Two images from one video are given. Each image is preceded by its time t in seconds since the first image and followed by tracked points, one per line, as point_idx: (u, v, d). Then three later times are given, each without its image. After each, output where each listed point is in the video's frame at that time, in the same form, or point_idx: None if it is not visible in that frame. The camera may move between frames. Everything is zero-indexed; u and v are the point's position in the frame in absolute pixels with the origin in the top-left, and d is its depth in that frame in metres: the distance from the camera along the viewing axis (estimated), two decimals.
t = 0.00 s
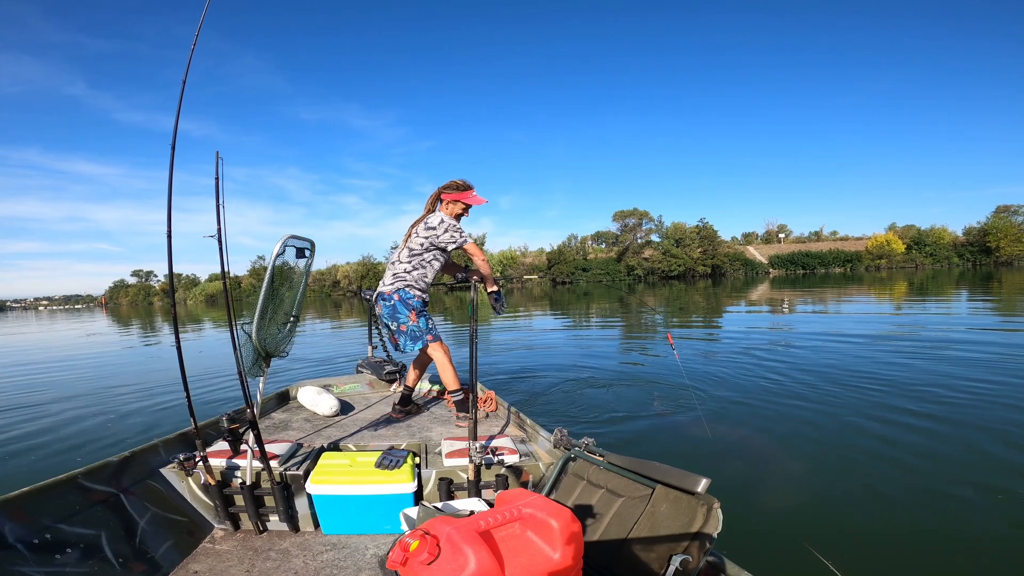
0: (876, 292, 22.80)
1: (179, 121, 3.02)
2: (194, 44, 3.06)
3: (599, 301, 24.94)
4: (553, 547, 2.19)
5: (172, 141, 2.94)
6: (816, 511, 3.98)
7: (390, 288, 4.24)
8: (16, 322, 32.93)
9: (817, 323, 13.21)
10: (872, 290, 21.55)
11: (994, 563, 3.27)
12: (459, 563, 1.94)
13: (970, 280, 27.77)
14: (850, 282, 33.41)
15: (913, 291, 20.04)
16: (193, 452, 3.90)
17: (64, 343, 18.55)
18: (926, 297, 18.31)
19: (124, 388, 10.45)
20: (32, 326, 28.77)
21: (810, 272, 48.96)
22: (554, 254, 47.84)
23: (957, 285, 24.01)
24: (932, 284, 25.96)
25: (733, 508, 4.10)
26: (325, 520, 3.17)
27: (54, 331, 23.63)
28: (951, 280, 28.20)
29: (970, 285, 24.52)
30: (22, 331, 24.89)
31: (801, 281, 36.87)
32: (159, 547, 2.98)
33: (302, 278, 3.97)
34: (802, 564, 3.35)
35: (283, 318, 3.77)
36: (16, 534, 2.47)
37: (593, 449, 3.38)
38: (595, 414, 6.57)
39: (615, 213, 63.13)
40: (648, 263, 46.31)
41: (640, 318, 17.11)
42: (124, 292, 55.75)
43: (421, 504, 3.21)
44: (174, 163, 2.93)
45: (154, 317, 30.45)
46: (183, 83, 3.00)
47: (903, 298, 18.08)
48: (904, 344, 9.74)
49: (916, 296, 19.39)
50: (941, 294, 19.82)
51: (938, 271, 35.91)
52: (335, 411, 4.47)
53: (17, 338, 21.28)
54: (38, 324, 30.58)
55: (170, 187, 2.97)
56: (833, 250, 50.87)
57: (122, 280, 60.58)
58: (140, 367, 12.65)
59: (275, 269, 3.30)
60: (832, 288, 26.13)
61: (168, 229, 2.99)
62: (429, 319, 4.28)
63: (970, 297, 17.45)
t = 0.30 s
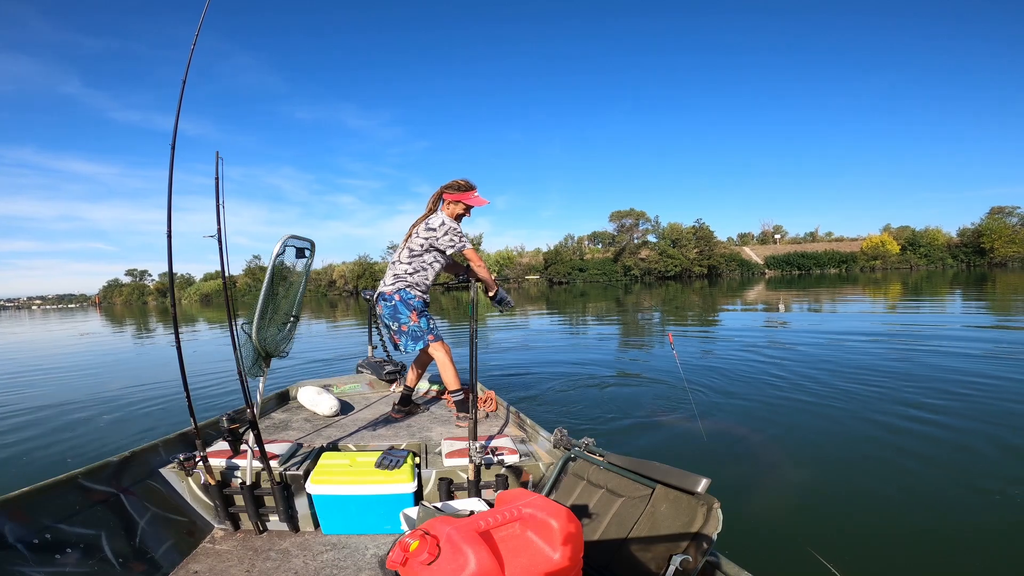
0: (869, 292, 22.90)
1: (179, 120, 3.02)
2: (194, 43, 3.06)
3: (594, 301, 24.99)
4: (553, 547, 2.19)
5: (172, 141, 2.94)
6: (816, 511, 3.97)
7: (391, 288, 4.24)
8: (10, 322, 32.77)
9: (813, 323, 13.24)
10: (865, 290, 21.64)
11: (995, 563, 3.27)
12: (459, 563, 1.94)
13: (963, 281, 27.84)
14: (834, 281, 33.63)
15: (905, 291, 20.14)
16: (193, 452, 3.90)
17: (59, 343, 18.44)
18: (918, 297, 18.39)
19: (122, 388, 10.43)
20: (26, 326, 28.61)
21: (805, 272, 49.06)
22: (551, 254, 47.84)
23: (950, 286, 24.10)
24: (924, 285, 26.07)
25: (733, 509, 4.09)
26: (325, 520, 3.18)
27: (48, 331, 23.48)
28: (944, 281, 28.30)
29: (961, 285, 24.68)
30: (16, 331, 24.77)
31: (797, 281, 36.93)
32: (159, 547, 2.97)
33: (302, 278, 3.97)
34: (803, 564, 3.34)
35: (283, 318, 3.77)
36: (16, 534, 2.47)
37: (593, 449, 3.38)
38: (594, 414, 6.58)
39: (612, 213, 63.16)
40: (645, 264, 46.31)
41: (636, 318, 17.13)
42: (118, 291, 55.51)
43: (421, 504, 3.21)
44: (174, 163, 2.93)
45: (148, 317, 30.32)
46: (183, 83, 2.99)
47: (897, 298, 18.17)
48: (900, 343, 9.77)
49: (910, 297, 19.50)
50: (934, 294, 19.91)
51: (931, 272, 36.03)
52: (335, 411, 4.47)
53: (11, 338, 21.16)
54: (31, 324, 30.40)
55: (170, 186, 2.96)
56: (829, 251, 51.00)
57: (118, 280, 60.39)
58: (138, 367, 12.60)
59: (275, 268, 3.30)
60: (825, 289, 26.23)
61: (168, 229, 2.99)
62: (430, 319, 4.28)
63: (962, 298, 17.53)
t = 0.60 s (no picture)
0: (863, 292, 22.97)
1: (178, 120, 3.01)
2: (194, 42, 3.05)
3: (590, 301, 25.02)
4: (553, 547, 2.20)
5: (172, 141, 2.93)
6: (817, 511, 3.97)
7: (390, 288, 4.24)
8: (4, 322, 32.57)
9: (809, 322, 13.26)
10: (858, 290, 21.71)
11: (996, 562, 3.26)
12: (459, 563, 1.94)
13: (956, 281, 27.85)
14: (829, 281, 33.69)
15: (898, 291, 20.20)
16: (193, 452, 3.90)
17: (52, 343, 18.35)
18: (912, 297, 18.47)
19: (122, 388, 10.40)
20: (19, 326, 28.42)
21: (801, 272, 49.15)
22: (547, 254, 47.87)
23: (942, 285, 24.18)
24: (917, 285, 26.13)
25: (733, 509, 4.08)
26: (325, 520, 3.18)
27: (38, 333, 23.19)
28: (937, 281, 28.34)
29: (955, 286, 24.79)
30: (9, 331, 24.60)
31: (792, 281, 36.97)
32: (159, 547, 2.97)
33: (303, 278, 3.97)
34: (804, 564, 3.34)
35: (283, 317, 3.77)
36: (16, 535, 2.47)
37: (593, 448, 3.39)
38: (593, 413, 6.58)
39: (609, 213, 63.18)
40: (642, 263, 46.33)
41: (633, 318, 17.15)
42: (112, 291, 55.30)
43: (421, 504, 3.22)
44: (173, 162, 2.92)
45: (143, 317, 30.21)
46: (183, 82, 2.99)
47: (892, 298, 18.20)
48: (896, 343, 9.79)
49: (904, 297, 19.57)
50: (927, 294, 19.98)
51: (925, 272, 36.14)
52: (336, 411, 4.47)
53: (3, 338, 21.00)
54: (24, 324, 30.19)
55: (170, 186, 2.96)
56: (825, 251, 51.07)
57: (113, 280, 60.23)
58: (137, 367, 12.57)
59: (275, 268, 3.31)
60: (819, 289, 26.30)
61: (168, 229, 2.98)
62: (430, 320, 4.28)
63: (956, 298, 17.60)
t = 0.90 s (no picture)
0: (857, 291, 23.07)
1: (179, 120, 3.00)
2: (195, 41, 3.04)
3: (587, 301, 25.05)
4: (553, 547, 2.20)
5: (172, 140, 2.93)
6: (817, 511, 3.97)
7: (398, 288, 4.26)
8: None
9: (806, 322, 13.30)
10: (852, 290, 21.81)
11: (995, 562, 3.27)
12: (459, 563, 1.94)
13: (950, 281, 27.91)
14: (824, 281, 33.76)
15: (892, 291, 20.27)
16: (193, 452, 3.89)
17: (47, 344, 18.30)
18: (906, 297, 18.55)
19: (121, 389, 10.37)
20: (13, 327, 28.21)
21: (797, 272, 49.28)
22: (544, 254, 47.89)
23: (935, 285, 24.27)
24: (911, 285, 26.21)
25: (733, 509, 4.08)
26: (325, 520, 3.18)
27: (32, 333, 23.04)
28: (932, 281, 28.40)
29: (949, 285, 24.88)
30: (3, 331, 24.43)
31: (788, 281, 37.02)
32: (159, 547, 2.97)
33: (303, 278, 3.97)
34: (804, 565, 3.34)
35: (283, 318, 3.78)
36: (16, 535, 2.47)
37: (593, 449, 3.39)
38: (592, 413, 6.58)
39: (606, 214, 63.21)
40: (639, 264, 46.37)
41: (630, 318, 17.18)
42: (108, 292, 55.12)
43: (421, 504, 3.22)
44: (173, 163, 2.91)
45: (138, 318, 30.11)
46: (183, 82, 2.98)
47: (886, 298, 18.26)
48: (893, 342, 9.81)
49: (898, 296, 19.65)
50: (921, 294, 20.07)
51: (919, 272, 36.27)
52: (336, 411, 4.47)
53: None
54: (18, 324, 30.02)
55: (170, 186, 2.95)
56: (822, 251, 51.18)
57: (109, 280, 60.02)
58: (134, 368, 12.53)
59: (274, 268, 3.31)
60: (813, 289, 26.41)
61: (168, 229, 2.98)
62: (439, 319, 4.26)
63: (950, 298, 17.66)
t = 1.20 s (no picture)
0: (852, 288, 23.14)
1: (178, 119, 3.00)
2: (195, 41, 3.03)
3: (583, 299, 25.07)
4: (553, 547, 2.21)
5: (172, 141, 2.92)
6: (816, 511, 3.97)
7: (401, 287, 4.32)
8: None
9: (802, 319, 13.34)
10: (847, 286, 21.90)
11: (995, 561, 3.26)
12: (459, 563, 1.95)
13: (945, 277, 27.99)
14: (819, 279, 33.86)
15: (887, 287, 20.37)
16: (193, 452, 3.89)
17: (41, 347, 18.18)
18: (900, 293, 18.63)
19: (119, 390, 10.37)
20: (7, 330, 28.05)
21: (793, 270, 49.43)
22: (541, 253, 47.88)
23: (929, 282, 24.38)
24: (905, 281, 26.29)
25: (734, 508, 4.09)
26: (324, 520, 3.18)
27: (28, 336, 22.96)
28: (926, 277, 28.51)
29: (943, 282, 25.00)
30: None
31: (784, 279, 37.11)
32: (159, 547, 2.96)
33: (302, 278, 3.98)
34: (805, 565, 3.34)
35: (283, 318, 3.78)
36: (16, 535, 2.47)
37: (593, 449, 3.40)
38: (591, 412, 6.59)
39: (603, 213, 63.29)
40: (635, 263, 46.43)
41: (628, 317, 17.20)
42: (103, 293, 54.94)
43: (421, 504, 3.22)
44: (173, 163, 2.91)
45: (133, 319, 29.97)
46: (183, 82, 2.98)
47: (882, 295, 18.33)
48: (889, 339, 9.84)
49: (893, 293, 19.69)
50: (916, 290, 20.17)
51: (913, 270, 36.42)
52: (336, 411, 4.47)
53: None
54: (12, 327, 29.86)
55: (170, 187, 2.95)
56: (817, 250, 51.36)
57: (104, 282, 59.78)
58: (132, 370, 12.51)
59: (274, 269, 3.32)
60: (808, 286, 26.52)
61: (168, 230, 2.97)
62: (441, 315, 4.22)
63: (946, 294, 17.72)
